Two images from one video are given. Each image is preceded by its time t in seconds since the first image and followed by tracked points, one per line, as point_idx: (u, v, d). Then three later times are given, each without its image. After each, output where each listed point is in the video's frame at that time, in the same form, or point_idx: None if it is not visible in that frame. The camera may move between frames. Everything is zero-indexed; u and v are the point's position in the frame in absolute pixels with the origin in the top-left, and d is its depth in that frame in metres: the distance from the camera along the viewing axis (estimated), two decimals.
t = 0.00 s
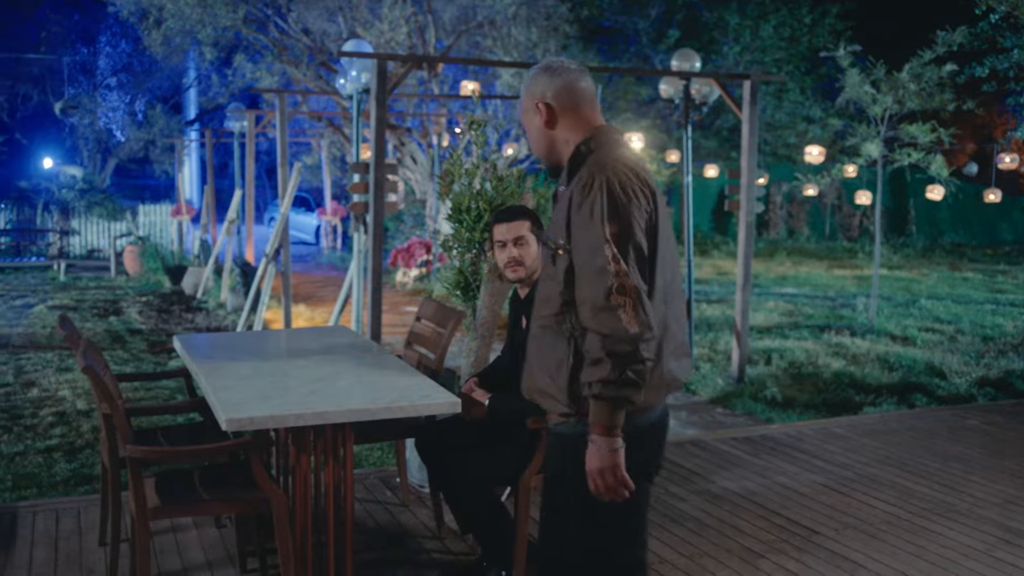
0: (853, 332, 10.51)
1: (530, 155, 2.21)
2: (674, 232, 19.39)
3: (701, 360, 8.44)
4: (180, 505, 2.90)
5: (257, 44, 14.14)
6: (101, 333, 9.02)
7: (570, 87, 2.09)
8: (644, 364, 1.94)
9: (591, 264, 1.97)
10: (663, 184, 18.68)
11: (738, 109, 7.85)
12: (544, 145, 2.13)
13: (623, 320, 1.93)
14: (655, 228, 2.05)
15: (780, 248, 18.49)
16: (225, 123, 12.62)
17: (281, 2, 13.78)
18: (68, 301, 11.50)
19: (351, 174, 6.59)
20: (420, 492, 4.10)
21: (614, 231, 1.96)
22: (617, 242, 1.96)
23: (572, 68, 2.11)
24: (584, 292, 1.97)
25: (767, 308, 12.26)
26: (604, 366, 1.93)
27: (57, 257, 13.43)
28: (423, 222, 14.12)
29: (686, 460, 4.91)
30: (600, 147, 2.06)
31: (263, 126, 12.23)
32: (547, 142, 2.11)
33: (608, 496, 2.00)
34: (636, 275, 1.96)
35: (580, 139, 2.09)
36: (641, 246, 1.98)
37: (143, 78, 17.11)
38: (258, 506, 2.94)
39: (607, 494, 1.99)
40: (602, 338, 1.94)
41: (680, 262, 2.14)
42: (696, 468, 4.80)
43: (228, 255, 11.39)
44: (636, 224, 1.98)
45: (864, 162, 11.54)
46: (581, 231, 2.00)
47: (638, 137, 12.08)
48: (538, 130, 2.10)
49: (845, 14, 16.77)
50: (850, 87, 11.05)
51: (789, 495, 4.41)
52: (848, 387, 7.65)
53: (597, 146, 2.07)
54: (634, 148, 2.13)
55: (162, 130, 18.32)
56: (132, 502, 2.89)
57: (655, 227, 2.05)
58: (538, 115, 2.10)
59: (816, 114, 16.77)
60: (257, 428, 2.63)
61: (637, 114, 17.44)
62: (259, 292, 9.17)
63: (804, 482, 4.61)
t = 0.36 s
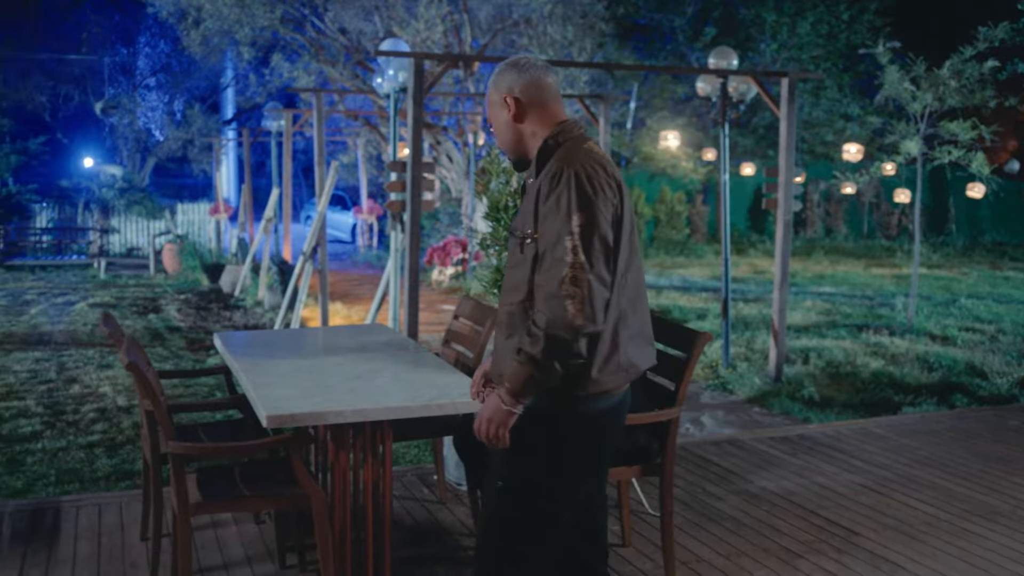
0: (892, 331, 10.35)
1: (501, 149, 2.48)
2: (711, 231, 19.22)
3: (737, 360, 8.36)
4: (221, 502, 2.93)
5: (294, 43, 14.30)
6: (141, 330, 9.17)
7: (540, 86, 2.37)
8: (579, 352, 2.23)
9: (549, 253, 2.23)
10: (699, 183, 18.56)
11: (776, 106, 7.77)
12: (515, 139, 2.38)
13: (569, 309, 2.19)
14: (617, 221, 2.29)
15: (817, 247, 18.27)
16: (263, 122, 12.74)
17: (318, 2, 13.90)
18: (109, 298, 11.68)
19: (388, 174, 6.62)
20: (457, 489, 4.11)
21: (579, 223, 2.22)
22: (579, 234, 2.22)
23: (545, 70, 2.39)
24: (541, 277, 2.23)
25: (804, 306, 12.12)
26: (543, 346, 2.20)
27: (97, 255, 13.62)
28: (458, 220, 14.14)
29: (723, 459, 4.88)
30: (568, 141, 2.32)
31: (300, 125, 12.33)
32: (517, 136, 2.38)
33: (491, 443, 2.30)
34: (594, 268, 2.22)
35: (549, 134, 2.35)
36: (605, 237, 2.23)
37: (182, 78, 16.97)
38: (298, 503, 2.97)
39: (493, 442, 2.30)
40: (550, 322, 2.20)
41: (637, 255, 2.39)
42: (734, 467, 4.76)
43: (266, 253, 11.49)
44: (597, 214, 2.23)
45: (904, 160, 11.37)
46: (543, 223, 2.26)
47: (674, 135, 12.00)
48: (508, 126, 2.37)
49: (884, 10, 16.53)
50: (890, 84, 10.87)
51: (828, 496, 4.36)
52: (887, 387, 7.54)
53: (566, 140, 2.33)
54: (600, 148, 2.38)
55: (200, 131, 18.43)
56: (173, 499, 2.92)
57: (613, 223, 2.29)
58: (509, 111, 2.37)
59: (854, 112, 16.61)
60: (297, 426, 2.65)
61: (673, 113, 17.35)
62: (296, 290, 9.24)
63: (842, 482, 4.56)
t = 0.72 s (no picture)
0: (928, 330, 10.22)
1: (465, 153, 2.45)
2: (745, 229, 19.08)
3: (771, 358, 8.30)
4: (256, 497, 2.97)
5: (327, 41, 14.42)
6: (176, 325, 9.29)
7: (491, 88, 2.29)
8: (497, 368, 2.15)
9: (457, 268, 2.20)
10: (733, 180, 18.45)
11: (811, 103, 7.69)
12: (464, 142, 2.34)
13: (473, 326, 2.15)
14: (528, 235, 2.19)
15: (852, 245, 18.06)
16: (298, 118, 12.83)
17: None
18: (145, 294, 11.84)
19: (421, 171, 6.65)
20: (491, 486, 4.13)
21: (479, 239, 2.17)
22: (482, 249, 2.16)
23: (499, 73, 2.30)
24: (452, 293, 2.21)
25: (838, 305, 11.99)
26: (455, 366, 2.17)
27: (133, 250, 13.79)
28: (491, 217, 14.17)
29: (757, 458, 4.85)
30: (498, 150, 2.24)
31: (334, 122, 12.42)
32: (467, 141, 2.33)
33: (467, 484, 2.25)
34: (494, 284, 2.17)
35: (488, 140, 2.28)
36: (502, 255, 2.16)
37: (217, 75, 17.81)
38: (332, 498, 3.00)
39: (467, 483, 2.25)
40: (457, 340, 2.18)
41: (570, 267, 2.27)
42: (769, 465, 4.73)
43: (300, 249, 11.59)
44: (493, 232, 2.16)
45: (941, 157, 11.21)
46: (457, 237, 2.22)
47: (708, 132, 11.91)
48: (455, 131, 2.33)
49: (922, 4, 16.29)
50: (927, 80, 10.71)
51: (865, 495, 4.32)
52: (924, 386, 7.46)
53: (496, 150, 2.25)
54: (541, 154, 2.26)
55: (234, 127, 18.52)
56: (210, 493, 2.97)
57: (527, 235, 2.19)
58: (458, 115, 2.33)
59: (891, 108, 16.41)
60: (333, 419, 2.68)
61: (706, 110, 17.21)
62: (329, 286, 9.31)
63: (878, 481, 4.51)
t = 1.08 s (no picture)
0: (960, 328, 10.11)
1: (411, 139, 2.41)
2: (774, 226, 18.96)
3: (800, 355, 8.23)
4: (283, 492, 3.00)
5: (356, 38, 14.48)
6: (205, 321, 9.38)
7: (423, 76, 2.24)
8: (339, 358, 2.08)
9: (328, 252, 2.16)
10: (762, 176, 18.34)
11: (842, 98, 7.61)
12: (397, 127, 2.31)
13: (318, 312, 2.09)
14: (402, 232, 2.11)
15: (883, 242, 17.86)
16: (327, 116, 12.90)
17: None
18: (174, 290, 11.96)
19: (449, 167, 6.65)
20: (519, 482, 4.13)
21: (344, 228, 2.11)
22: (343, 237, 2.10)
23: (421, 57, 2.24)
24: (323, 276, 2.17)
25: (868, 302, 11.89)
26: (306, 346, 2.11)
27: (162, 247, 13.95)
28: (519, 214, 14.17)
29: (785, 455, 4.81)
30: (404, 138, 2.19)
31: (362, 119, 12.48)
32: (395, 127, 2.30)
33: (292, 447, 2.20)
34: (348, 274, 2.09)
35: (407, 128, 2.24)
36: (362, 247, 2.09)
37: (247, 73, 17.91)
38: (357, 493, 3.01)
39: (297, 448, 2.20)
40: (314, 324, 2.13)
41: (465, 259, 2.16)
42: (797, 463, 4.70)
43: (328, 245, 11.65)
44: (363, 230, 2.09)
45: (974, 153, 11.06)
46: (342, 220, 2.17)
47: (737, 128, 11.81)
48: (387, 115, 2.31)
49: None
50: (959, 75, 10.56)
51: (895, 493, 4.28)
52: (955, 384, 7.37)
53: (405, 138, 2.19)
54: (447, 147, 2.17)
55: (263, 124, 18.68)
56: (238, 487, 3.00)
57: (396, 228, 2.10)
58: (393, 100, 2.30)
59: (922, 104, 16.18)
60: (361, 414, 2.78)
61: (735, 106, 17.07)
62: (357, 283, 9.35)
63: (909, 480, 4.47)
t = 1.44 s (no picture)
0: (987, 324, 10.00)
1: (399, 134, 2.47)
2: (798, 221, 18.83)
3: (824, 351, 8.17)
4: (304, 485, 3.02)
5: (379, 33, 14.53)
6: (229, 316, 9.44)
7: (412, 72, 2.29)
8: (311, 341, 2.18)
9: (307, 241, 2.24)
10: (786, 171, 18.24)
11: (867, 92, 7.54)
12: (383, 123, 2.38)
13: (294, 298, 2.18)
14: (374, 223, 2.19)
15: (908, 237, 17.68)
16: (350, 112, 12.96)
17: None
18: (198, 285, 12.05)
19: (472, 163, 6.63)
20: (541, 477, 4.14)
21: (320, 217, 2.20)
22: (318, 226, 2.19)
23: (411, 54, 2.29)
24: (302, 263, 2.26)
25: (894, 298, 11.79)
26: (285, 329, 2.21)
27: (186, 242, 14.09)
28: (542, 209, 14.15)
29: (809, 452, 4.78)
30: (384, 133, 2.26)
31: (385, 115, 12.52)
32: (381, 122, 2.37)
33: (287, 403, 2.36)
34: (321, 263, 2.18)
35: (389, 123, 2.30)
36: (336, 237, 2.17)
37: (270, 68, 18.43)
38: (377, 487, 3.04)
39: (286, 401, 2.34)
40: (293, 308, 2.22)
41: (436, 253, 2.23)
42: (821, 459, 4.67)
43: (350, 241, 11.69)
44: (337, 218, 2.17)
45: (1002, 147, 10.92)
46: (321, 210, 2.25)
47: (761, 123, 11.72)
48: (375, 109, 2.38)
49: None
50: (987, 68, 10.42)
51: (921, 491, 4.24)
52: (981, 381, 7.29)
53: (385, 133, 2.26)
54: (423, 143, 2.24)
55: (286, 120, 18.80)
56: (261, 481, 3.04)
57: (368, 220, 2.18)
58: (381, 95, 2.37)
59: (949, 98, 15.99)
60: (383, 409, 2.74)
61: (759, 101, 16.97)
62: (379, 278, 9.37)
63: (934, 477, 4.43)
